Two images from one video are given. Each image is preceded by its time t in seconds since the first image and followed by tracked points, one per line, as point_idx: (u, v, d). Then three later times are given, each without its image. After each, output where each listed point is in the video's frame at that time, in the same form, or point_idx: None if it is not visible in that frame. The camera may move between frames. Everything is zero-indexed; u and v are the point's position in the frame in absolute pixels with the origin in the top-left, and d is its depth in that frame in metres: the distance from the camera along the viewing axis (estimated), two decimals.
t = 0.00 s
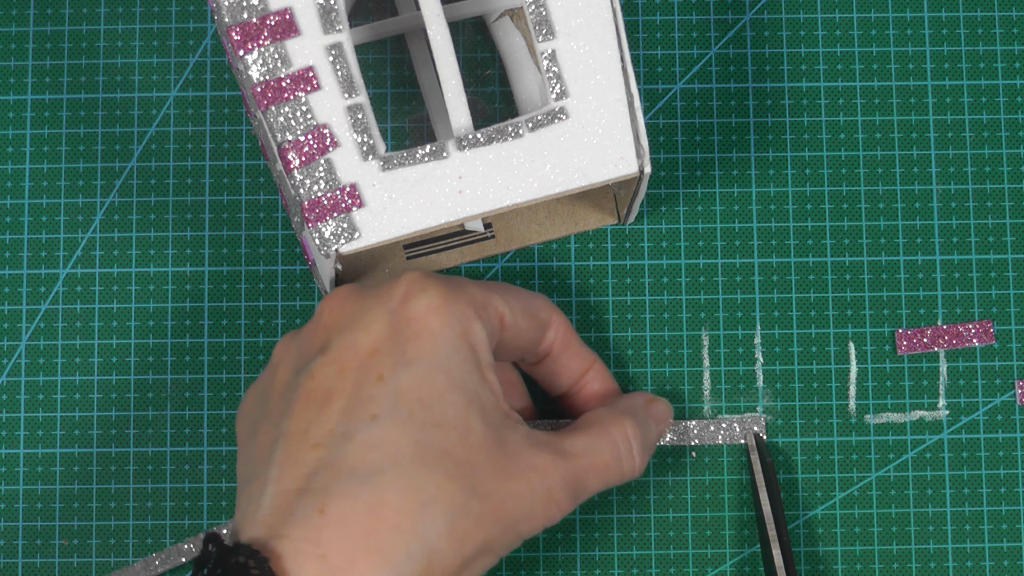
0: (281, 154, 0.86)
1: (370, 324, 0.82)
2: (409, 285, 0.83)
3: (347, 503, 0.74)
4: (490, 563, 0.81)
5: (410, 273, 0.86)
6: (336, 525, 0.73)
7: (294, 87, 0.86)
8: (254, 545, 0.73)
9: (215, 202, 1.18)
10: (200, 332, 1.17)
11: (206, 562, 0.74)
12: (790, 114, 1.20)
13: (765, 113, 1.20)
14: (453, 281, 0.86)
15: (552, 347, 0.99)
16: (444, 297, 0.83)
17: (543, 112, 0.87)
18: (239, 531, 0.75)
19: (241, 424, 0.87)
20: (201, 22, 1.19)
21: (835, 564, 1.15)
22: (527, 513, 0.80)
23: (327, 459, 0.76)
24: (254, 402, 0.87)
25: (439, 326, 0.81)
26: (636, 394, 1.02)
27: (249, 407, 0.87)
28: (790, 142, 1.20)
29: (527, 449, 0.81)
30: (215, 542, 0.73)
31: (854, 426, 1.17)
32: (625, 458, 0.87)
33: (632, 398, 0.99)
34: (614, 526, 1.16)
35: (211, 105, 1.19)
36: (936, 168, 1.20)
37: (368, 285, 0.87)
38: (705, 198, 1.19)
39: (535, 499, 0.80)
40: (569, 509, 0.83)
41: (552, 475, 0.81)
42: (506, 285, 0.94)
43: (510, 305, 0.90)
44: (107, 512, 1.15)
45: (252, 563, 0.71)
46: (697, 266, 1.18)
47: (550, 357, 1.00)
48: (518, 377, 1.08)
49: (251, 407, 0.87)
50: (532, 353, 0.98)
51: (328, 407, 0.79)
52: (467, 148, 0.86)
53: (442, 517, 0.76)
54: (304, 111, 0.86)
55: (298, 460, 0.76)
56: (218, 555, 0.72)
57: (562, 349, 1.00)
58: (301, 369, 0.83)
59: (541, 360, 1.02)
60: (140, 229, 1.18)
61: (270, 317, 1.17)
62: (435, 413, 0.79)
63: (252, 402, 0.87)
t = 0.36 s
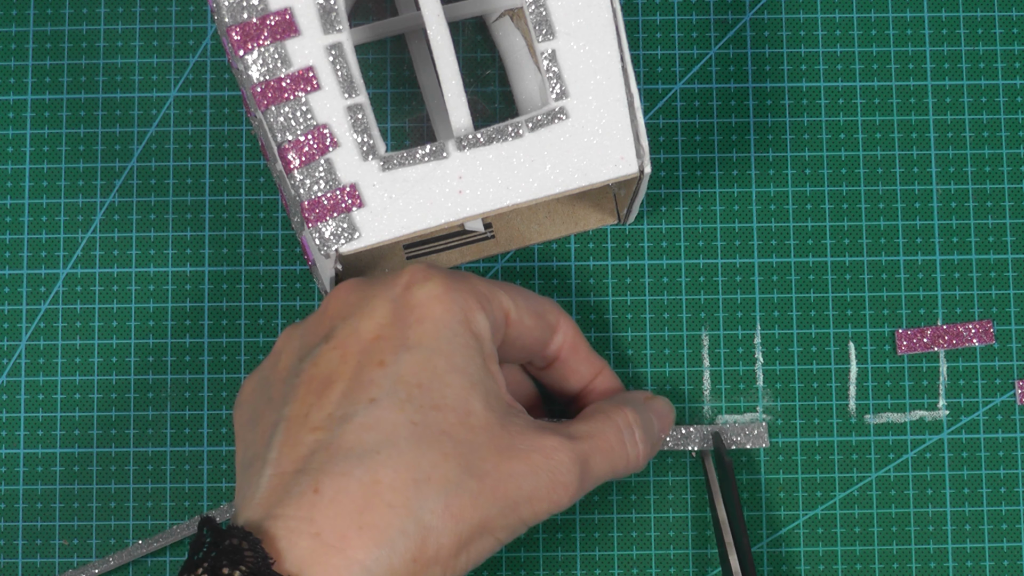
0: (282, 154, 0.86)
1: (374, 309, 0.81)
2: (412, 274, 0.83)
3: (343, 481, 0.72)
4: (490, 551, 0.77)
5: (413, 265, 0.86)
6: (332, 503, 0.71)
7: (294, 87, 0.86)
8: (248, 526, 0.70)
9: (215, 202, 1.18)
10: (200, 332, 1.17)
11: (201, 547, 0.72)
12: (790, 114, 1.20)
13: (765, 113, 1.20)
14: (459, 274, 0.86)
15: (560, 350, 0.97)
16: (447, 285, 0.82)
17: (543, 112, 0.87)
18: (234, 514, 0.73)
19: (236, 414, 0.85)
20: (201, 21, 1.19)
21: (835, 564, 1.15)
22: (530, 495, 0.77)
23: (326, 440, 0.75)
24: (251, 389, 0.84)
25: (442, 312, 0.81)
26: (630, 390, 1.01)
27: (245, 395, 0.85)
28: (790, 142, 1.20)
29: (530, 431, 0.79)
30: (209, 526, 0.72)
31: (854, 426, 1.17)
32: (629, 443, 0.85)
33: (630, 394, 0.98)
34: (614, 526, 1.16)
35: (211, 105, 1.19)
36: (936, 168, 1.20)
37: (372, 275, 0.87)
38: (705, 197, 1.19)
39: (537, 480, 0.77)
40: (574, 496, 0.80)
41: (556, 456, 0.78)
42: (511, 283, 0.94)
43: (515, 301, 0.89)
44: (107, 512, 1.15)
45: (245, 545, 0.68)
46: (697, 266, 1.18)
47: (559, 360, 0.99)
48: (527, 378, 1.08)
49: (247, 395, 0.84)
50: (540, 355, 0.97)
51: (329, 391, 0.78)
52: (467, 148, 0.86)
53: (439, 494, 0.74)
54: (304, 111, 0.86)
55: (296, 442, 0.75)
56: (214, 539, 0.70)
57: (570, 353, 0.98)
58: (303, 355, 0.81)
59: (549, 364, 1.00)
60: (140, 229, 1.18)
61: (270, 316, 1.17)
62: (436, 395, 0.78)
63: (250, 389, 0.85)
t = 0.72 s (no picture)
0: (281, 154, 0.86)
1: (376, 314, 0.81)
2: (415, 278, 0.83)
3: (344, 488, 0.73)
4: (491, 555, 0.78)
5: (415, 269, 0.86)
6: (332, 510, 0.72)
7: (294, 87, 0.86)
8: (251, 533, 0.72)
9: (215, 202, 1.18)
10: (200, 332, 1.17)
11: (202, 554, 0.72)
12: (790, 114, 1.20)
13: (765, 113, 1.20)
14: (460, 278, 0.85)
15: (561, 353, 0.97)
16: (448, 289, 0.82)
17: (543, 112, 0.87)
18: (238, 519, 0.74)
19: (239, 415, 0.86)
20: (201, 21, 1.19)
21: (835, 564, 1.15)
22: (531, 501, 0.77)
23: (328, 447, 0.75)
24: (254, 391, 0.85)
25: (445, 318, 0.80)
26: (631, 393, 1.01)
27: (247, 397, 0.85)
28: (790, 142, 1.20)
29: (532, 437, 0.79)
30: (211, 533, 0.72)
31: (853, 426, 1.17)
32: (630, 449, 0.85)
33: (631, 397, 0.97)
34: (614, 526, 1.16)
35: (211, 105, 1.19)
36: (936, 168, 1.20)
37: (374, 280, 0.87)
38: (705, 197, 1.19)
39: (538, 487, 0.77)
40: (575, 502, 0.80)
41: (557, 462, 0.78)
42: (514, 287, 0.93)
43: (517, 304, 0.88)
44: (107, 512, 1.15)
45: (247, 552, 0.69)
46: (697, 266, 1.18)
47: (560, 363, 0.98)
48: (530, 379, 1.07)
49: (250, 397, 0.85)
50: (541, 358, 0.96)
51: (331, 396, 0.78)
52: (467, 148, 0.86)
53: (440, 502, 0.74)
54: (304, 111, 0.86)
55: (298, 448, 0.75)
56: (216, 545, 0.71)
57: (571, 356, 0.98)
58: (305, 360, 0.81)
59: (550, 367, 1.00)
60: (140, 229, 1.18)
61: (270, 317, 1.17)
62: (437, 401, 0.77)
63: (253, 391, 0.85)
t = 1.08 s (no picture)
0: (282, 154, 0.86)
1: (358, 319, 0.80)
2: (399, 284, 0.81)
3: (322, 492, 0.70)
4: (471, 561, 0.76)
5: (399, 274, 0.85)
6: (309, 515, 0.69)
7: (294, 87, 0.86)
8: (226, 538, 0.69)
9: (216, 202, 1.18)
10: (201, 332, 1.17)
11: (180, 557, 0.68)
12: (790, 114, 1.20)
13: (765, 113, 1.20)
14: (445, 284, 0.84)
15: (543, 353, 0.97)
16: (431, 295, 0.81)
17: (543, 112, 0.87)
18: (213, 525, 0.71)
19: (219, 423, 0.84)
20: (201, 22, 1.19)
21: (835, 564, 1.15)
22: (513, 505, 0.76)
23: (306, 452, 0.73)
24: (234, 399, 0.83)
25: (427, 323, 0.79)
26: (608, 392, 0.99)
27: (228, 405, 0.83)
28: (790, 142, 1.20)
29: (514, 439, 0.78)
30: (189, 536, 0.68)
31: (853, 426, 1.17)
32: (614, 446, 0.84)
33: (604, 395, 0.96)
34: (614, 526, 1.16)
35: (211, 105, 1.19)
36: (936, 168, 1.20)
37: (356, 285, 0.85)
38: (705, 198, 1.19)
39: (520, 492, 0.76)
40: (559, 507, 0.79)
41: (542, 463, 0.77)
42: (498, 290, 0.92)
43: (500, 308, 0.88)
44: (107, 512, 1.15)
45: (224, 556, 0.66)
46: (697, 266, 1.18)
47: (542, 363, 0.98)
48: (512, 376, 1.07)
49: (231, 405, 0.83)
50: (523, 358, 0.96)
51: (310, 401, 0.76)
52: (467, 148, 0.86)
53: (418, 507, 0.72)
54: (304, 111, 0.86)
55: (275, 452, 0.73)
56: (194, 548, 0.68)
57: (552, 356, 0.97)
58: (286, 365, 0.80)
59: (532, 367, 1.00)
60: (140, 229, 1.18)
61: (270, 316, 1.17)
62: (418, 407, 0.76)
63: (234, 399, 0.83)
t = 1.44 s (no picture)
0: (282, 154, 0.86)
1: (369, 326, 0.80)
2: (410, 291, 0.82)
3: (330, 501, 0.70)
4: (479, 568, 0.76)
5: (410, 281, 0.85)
6: (318, 524, 0.69)
7: (294, 87, 0.86)
8: (234, 545, 0.69)
9: (216, 202, 1.18)
10: (200, 332, 1.17)
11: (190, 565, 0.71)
12: (790, 114, 1.20)
13: (765, 113, 1.20)
14: (455, 291, 0.85)
15: (555, 363, 0.97)
16: (441, 303, 0.81)
17: (543, 112, 0.87)
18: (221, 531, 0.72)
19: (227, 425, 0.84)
20: (201, 21, 1.19)
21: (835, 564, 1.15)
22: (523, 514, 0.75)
23: (316, 459, 0.73)
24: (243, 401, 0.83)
25: (437, 332, 0.79)
26: (621, 400, 0.99)
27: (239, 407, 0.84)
28: (790, 142, 1.20)
29: (525, 446, 0.77)
30: (196, 545, 0.71)
31: (853, 426, 1.17)
32: (616, 455, 0.84)
33: (613, 403, 0.97)
34: (614, 526, 1.16)
35: (211, 105, 1.19)
36: (937, 168, 1.20)
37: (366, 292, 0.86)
38: (705, 198, 1.19)
39: (530, 500, 0.75)
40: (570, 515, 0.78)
41: (553, 471, 0.76)
42: (508, 299, 0.93)
43: (510, 316, 0.88)
44: (107, 512, 1.15)
45: (230, 564, 0.67)
46: (697, 266, 1.18)
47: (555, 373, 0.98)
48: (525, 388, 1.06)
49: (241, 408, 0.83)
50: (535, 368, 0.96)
51: (321, 407, 0.75)
52: (467, 148, 0.86)
53: (428, 518, 0.72)
54: (304, 111, 0.86)
55: (284, 459, 0.73)
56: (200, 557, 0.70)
57: (565, 366, 0.97)
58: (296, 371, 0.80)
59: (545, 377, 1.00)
60: (140, 229, 1.18)
61: (270, 316, 1.17)
62: (428, 415, 0.76)
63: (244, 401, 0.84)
